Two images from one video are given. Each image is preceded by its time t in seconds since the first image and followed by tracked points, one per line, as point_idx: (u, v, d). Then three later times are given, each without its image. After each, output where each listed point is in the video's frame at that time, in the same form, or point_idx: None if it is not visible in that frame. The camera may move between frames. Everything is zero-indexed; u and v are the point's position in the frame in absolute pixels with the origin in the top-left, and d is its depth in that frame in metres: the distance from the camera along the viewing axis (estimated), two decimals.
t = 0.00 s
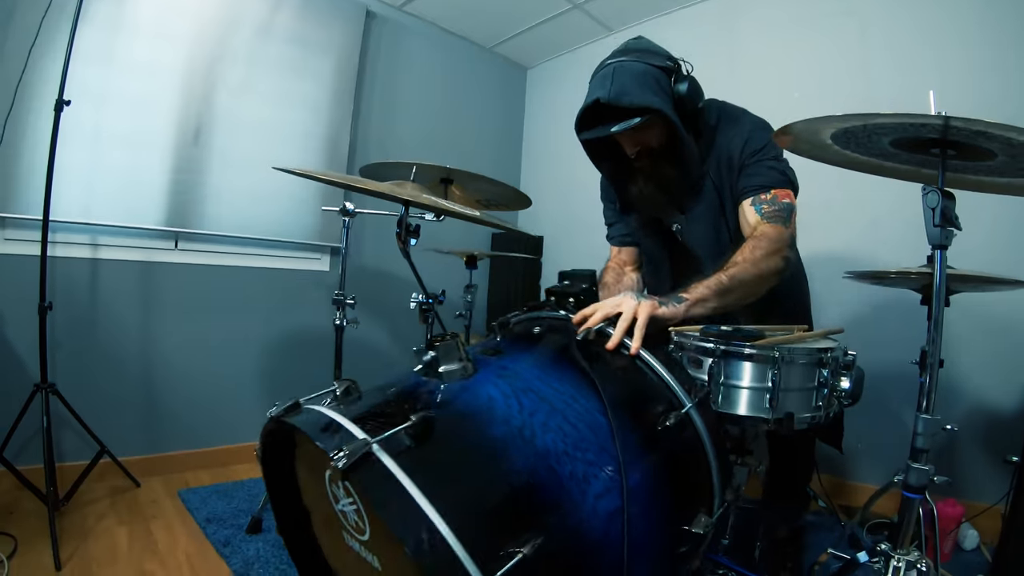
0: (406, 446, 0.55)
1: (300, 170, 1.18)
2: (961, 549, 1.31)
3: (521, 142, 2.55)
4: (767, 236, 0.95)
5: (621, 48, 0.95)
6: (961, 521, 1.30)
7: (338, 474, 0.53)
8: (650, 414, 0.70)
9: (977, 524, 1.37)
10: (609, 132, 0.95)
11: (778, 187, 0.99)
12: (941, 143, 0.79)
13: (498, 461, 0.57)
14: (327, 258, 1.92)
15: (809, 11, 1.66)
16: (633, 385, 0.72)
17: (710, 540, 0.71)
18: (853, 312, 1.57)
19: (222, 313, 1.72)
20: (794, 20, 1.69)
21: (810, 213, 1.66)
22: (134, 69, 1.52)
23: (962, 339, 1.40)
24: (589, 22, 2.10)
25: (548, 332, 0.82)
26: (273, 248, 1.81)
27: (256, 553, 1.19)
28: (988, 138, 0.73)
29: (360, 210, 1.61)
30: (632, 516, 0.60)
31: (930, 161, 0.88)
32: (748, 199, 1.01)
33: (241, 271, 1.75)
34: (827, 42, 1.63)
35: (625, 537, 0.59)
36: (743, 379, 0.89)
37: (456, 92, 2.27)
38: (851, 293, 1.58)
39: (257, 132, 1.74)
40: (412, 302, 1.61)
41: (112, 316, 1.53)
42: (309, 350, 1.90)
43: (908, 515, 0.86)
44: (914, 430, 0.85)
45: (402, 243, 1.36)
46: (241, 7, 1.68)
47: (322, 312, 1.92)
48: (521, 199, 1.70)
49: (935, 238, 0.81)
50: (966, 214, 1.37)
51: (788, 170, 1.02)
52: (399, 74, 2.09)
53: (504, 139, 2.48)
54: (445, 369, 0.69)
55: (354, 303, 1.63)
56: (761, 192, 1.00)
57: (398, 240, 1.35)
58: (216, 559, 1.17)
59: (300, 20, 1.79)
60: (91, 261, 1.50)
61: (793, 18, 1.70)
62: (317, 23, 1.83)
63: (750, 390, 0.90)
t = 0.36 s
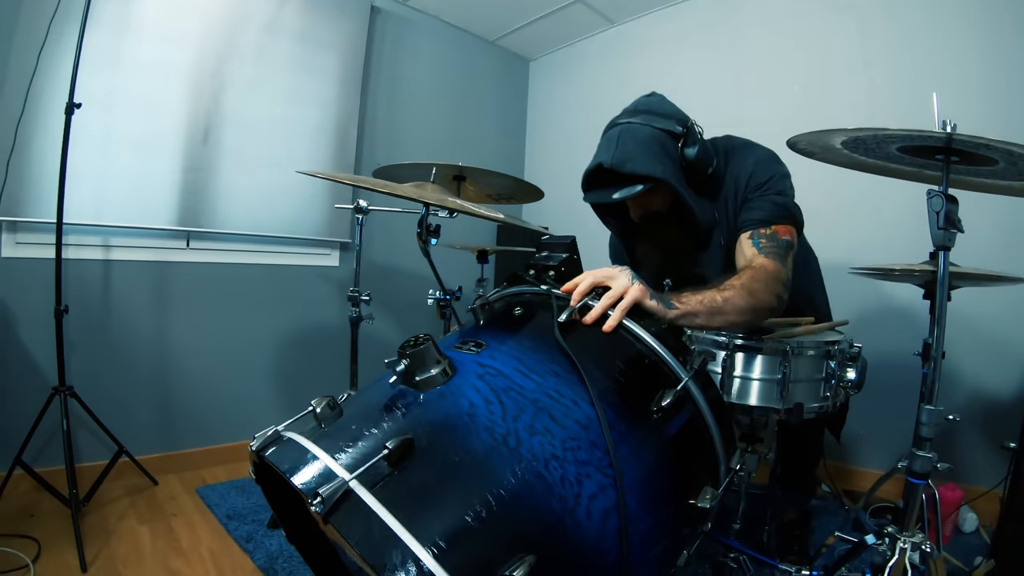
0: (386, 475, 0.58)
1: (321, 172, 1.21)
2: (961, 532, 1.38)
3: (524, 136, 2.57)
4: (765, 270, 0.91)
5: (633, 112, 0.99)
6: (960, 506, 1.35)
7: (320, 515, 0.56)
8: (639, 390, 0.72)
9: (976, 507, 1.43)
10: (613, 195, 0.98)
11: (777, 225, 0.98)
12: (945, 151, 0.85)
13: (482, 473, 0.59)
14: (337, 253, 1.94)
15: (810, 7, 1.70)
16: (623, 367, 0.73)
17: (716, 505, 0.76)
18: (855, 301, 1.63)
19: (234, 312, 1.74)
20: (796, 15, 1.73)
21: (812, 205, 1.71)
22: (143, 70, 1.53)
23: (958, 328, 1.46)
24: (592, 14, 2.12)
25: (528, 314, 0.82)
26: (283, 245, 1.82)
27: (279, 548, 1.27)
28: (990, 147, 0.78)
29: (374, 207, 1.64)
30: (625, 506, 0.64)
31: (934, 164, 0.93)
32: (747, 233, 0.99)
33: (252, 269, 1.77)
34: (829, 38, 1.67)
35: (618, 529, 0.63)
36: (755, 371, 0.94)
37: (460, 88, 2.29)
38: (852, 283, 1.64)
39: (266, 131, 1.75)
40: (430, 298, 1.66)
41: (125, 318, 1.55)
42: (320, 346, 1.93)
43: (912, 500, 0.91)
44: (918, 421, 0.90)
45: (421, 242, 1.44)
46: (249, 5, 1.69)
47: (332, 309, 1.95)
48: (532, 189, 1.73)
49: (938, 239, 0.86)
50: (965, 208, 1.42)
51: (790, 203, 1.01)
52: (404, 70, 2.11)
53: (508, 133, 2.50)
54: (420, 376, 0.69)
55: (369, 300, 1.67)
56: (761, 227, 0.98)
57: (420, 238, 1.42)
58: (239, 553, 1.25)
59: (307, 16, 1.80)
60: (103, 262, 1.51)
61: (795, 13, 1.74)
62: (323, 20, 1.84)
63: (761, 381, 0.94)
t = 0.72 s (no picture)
0: (387, 484, 0.58)
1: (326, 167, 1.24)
2: (961, 514, 1.41)
3: (522, 124, 2.56)
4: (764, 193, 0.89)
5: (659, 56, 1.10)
6: (961, 488, 1.37)
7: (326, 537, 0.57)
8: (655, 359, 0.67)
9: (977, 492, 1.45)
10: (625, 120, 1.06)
11: (780, 165, 0.95)
12: (949, 141, 0.86)
13: (482, 483, 0.57)
14: (337, 244, 1.94)
15: None
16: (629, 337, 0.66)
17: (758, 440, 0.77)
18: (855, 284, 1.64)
19: (237, 306, 1.74)
20: None
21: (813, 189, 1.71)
22: (139, 64, 1.51)
23: (959, 311, 1.47)
24: None
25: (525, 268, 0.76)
26: (284, 237, 1.82)
27: (288, 540, 1.29)
28: (992, 136, 0.79)
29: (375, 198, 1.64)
30: (648, 480, 0.62)
31: (936, 152, 0.94)
32: (749, 167, 0.96)
33: (253, 262, 1.76)
34: (829, 21, 1.66)
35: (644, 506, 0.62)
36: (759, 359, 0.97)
37: (458, 76, 2.27)
38: (852, 266, 1.65)
39: (264, 122, 1.74)
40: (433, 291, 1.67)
41: (128, 314, 1.55)
42: (323, 337, 1.93)
43: (916, 486, 0.93)
44: (922, 408, 0.92)
45: (425, 233, 1.47)
46: None
47: (334, 300, 1.95)
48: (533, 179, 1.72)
49: (942, 229, 0.87)
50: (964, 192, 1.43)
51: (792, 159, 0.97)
52: (403, 57, 2.09)
53: (506, 121, 2.49)
54: (413, 365, 0.67)
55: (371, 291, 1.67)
56: (763, 164, 0.95)
57: (425, 230, 1.46)
58: (249, 547, 1.26)
59: (303, 6, 1.78)
60: (104, 259, 1.51)
61: None
62: (320, 8, 1.82)
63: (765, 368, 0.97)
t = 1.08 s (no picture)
0: None
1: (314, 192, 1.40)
2: (955, 520, 1.44)
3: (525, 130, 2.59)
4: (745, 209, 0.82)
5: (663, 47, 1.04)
6: (955, 494, 1.41)
7: None
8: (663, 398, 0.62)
9: (970, 498, 1.49)
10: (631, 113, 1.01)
11: (765, 175, 0.90)
12: (941, 167, 0.89)
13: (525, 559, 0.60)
14: (343, 251, 1.97)
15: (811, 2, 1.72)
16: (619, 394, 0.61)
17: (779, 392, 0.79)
18: (852, 294, 1.67)
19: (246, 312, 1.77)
20: (797, 9, 1.74)
21: (812, 200, 1.74)
22: (149, 75, 1.54)
23: (953, 322, 1.50)
24: (593, 7, 2.13)
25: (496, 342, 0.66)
26: (292, 245, 1.85)
27: (296, 543, 1.32)
28: (981, 166, 0.83)
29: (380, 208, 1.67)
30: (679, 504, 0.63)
31: (930, 176, 0.97)
32: (731, 173, 0.91)
33: (261, 269, 1.79)
34: (829, 34, 1.69)
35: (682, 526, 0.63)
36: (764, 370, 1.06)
37: (462, 83, 2.30)
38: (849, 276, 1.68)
39: (271, 133, 1.76)
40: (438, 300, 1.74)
41: (138, 321, 1.58)
42: (329, 342, 1.96)
43: (903, 498, 0.96)
44: (911, 423, 0.96)
45: (431, 248, 1.51)
46: (252, 5, 1.69)
47: (340, 306, 1.98)
48: (534, 189, 1.76)
49: (932, 252, 0.92)
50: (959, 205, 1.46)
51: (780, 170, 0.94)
52: (407, 65, 2.11)
53: (509, 126, 2.51)
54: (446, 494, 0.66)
55: (377, 298, 1.70)
56: (748, 172, 0.90)
57: (430, 244, 1.51)
58: (258, 550, 1.30)
59: (309, 16, 1.80)
60: (115, 267, 1.54)
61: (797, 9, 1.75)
62: (327, 18, 1.84)
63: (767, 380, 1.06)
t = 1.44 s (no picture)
0: None
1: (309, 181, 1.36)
2: (954, 525, 1.43)
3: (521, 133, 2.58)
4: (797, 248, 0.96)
5: (630, 61, 1.01)
6: (954, 500, 1.39)
7: None
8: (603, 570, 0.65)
9: (968, 503, 1.48)
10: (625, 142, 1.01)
11: (792, 198, 1.03)
12: (938, 167, 0.89)
13: None
14: (337, 251, 1.95)
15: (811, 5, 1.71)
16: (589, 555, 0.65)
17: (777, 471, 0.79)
18: (849, 298, 1.66)
19: (239, 312, 1.76)
20: (794, 12, 1.74)
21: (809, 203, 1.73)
22: (143, 71, 1.53)
23: (951, 326, 1.49)
24: (590, 8, 2.12)
25: (444, 544, 0.67)
26: (288, 245, 1.84)
27: (287, 546, 1.31)
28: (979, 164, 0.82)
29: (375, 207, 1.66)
30: None
31: (928, 175, 0.96)
32: (765, 213, 1.05)
33: (254, 268, 1.78)
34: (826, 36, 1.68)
35: None
36: (755, 374, 1.18)
37: (459, 84, 2.29)
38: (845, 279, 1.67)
39: (267, 131, 1.75)
40: (432, 300, 1.77)
41: (129, 319, 1.57)
42: (322, 343, 1.95)
43: (900, 499, 0.95)
44: (907, 425, 0.95)
45: (425, 246, 1.54)
46: (246, 3, 1.68)
47: (334, 307, 1.96)
48: (530, 189, 1.75)
49: (931, 251, 0.92)
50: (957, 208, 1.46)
51: (800, 178, 1.06)
52: (404, 67, 2.11)
53: (506, 128, 2.51)
54: None
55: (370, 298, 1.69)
56: (777, 204, 1.03)
57: (423, 243, 1.54)
58: (248, 552, 1.28)
59: (304, 14, 1.79)
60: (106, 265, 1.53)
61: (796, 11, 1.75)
62: (322, 17, 1.83)
63: (760, 382, 1.18)
